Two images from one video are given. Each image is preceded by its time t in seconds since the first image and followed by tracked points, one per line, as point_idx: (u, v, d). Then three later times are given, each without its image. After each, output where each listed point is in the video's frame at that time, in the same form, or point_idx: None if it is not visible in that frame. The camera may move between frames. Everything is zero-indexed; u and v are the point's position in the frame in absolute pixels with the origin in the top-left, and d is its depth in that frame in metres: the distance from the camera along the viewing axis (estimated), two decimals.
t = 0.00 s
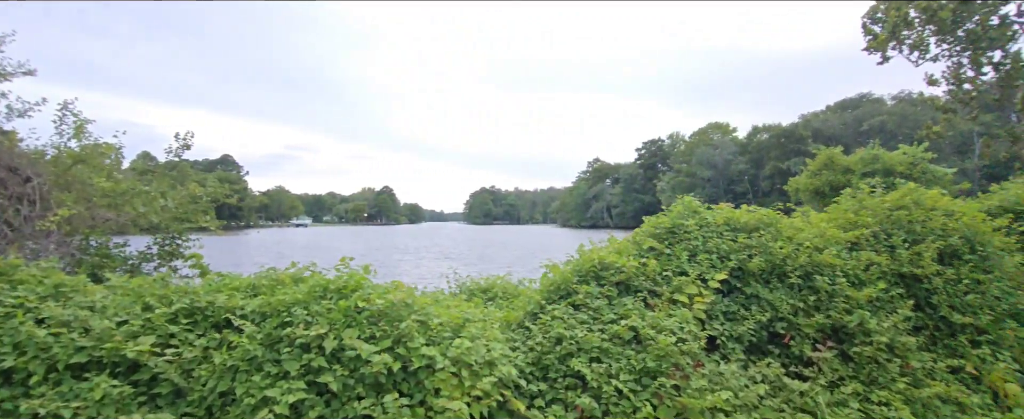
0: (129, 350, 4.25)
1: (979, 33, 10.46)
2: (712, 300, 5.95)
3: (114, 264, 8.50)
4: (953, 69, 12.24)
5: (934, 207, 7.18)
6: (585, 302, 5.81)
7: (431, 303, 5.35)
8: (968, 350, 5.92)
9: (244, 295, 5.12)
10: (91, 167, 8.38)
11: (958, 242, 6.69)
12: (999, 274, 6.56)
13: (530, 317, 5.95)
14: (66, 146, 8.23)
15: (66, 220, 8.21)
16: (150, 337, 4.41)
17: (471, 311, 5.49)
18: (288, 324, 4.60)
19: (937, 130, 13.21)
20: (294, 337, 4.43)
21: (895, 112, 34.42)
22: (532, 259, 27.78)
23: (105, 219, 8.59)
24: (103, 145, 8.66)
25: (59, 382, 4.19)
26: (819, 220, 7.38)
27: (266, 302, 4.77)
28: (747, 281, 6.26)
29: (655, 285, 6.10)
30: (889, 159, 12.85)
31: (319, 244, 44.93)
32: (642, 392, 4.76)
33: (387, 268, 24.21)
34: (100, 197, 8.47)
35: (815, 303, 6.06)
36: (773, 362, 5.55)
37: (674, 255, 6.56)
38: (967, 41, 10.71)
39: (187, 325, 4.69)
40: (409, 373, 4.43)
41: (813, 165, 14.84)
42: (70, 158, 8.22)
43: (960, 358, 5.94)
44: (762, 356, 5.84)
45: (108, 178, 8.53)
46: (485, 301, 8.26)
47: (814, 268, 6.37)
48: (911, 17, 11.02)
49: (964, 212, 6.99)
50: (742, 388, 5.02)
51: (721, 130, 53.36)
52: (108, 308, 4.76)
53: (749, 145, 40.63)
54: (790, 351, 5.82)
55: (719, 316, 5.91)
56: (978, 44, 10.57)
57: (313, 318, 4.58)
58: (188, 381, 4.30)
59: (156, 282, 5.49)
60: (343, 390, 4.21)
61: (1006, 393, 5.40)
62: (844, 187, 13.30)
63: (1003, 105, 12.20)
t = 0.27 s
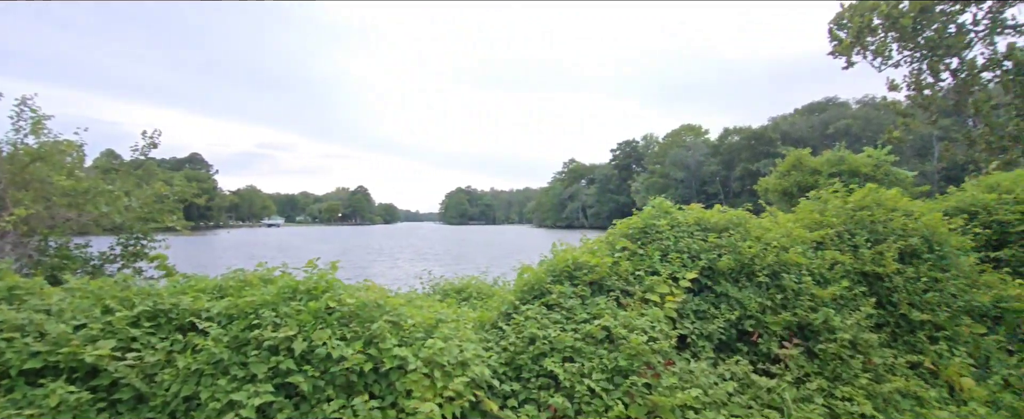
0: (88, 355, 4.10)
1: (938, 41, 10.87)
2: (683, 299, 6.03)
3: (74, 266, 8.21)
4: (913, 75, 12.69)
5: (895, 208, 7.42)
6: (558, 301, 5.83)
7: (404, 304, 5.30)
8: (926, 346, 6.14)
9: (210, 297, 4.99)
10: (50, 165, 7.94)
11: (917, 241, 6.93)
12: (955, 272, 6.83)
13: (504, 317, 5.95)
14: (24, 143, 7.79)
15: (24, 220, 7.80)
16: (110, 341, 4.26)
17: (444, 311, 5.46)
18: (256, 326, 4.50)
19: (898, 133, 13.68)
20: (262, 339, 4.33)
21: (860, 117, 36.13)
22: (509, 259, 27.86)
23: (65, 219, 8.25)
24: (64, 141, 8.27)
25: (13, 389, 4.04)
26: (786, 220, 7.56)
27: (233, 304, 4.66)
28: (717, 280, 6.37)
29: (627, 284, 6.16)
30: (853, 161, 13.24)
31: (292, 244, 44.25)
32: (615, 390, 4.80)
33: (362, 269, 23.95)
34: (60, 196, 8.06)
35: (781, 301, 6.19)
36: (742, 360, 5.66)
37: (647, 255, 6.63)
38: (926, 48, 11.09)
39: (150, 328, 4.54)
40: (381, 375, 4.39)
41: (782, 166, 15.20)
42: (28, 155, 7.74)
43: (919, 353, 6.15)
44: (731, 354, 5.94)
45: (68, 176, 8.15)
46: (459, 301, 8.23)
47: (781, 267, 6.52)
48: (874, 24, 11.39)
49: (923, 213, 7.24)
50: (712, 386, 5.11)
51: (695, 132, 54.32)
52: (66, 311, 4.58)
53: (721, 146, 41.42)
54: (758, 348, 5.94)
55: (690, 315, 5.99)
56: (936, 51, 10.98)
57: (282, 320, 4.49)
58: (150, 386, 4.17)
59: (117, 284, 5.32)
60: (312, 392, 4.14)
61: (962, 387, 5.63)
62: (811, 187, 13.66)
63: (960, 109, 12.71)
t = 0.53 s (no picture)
0: (40, 361, 3.93)
1: (897, 48, 11.27)
2: (653, 299, 6.11)
3: (28, 268, 7.72)
4: (874, 81, 13.13)
5: (857, 209, 7.67)
6: (530, 302, 5.84)
7: (374, 305, 5.23)
8: (885, 343, 6.36)
9: (173, 300, 4.84)
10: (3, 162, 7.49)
11: (877, 241, 7.17)
12: (912, 271, 7.09)
13: (476, 318, 5.92)
14: None
15: None
16: (65, 346, 4.09)
17: (415, 313, 5.41)
18: (220, 329, 4.38)
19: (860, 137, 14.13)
20: (227, 343, 4.22)
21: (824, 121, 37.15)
22: (482, 259, 27.82)
23: (18, 219, 7.78)
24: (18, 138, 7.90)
25: None
26: (753, 220, 7.73)
27: (196, 307, 4.52)
28: (686, 280, 6.48)
29: (599, 285, 6.21)
30: (818, 163, 13.62)
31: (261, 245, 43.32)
32: (586, 390, 4.84)
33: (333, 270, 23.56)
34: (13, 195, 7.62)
35: (748, 300, 6.33)
36: (710, 358, 5.76)
37: (618, 255, 6.69)
38: (887, 55, 11.47)
39: (108, 333, 4.38)
40: (350, 378, 4.33)
41: (750, 168, 15.53)
42: None
43: (878, 350, 6.36)
44: (700, 352, 6.05)
45: (21, 174, 7.74)
46: (432, 302, 8.16)
47: (748, 267, 6.67)
48: (837, 30, 11.76)
49: (882, 214, 7.50)
50: (681, 384, 5.20)
51: (666, 134, 55.15)
52: (16, 316, 4.37)
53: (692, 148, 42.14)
54: (726, 347, 6.07)
55: (660, 314, 6.07)
56: (895, 58, 11.39)
57: (248, 323, 4.38)
58: (108, 393, 4.03)
59: (73, 287, 5.10)
60: (279, 396, 4.07)
61: (918, 382, 5.88)
62: (778, 189, 13.99)
63: (918, 114, 13.20)
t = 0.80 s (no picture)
0: None
1: (855, 56, 11.68)
2: (621, 299, 6.17)
3: None
4: (834, 87, 13.59)
5: (816, 210, 7.91)
6: (499, 302, 5.82)
7: (340, 307, 5.12)
8: (842, 340, 6.58)
9: (128, 303, 4.65)
10: None
11: (835, 242, 7.42)
12: (867, 270, 7.35)
13: (445, 319, 5.87)
14: None
15: None
16: (10, 353, 3.88)
17: (383, 314, 5.33)
18: (178, 333, 4.23)
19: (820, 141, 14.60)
20: (185, 347, 4.08)
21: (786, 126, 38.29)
22: (453, 260, 27.73)
23: None
24: None
25: None
26: (718, 221, 7.90)
27: (153, 310, 4.35)
28: (653, 280, 6.57)
29: (568, 285, 6.24)
30: (780, 166, 14.01)
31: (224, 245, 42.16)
32: (554, 390, 4.87)
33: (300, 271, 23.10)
34: None
35: (713, 299, 6.46)
36: (676, 357, 5.86)
37: (587, 255, 6.74)
38: (844, 63, 11.90)
39: (58, 338, 4.18)
40: (315, 381, 4.24)
41: (715, 170, 15.86)
42: None
43: (836, 347, 6.58)
44: (666, 351, 6.15)
45: None
46: (400, 304, 8.06)
47: (713, 267, 6.81)
48: (798, 36, 12.12)
49: (840, 215, 7.76)
50: (648, 383, 5.27)
51: (635, 136, 55.98)
52: None
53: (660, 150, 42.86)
54: (692, 345, 6.18)
55: (627, 314, 6.14)
56: (854, 65, 11.80)
57: (207, 326, 4.23)
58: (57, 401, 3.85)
59: (18, 290, 4.84)
60: (240, 402, 3.96)
61: (873, 377, 6.13)
62: (742, 191, 14.34)
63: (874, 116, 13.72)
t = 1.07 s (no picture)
0: None
1: (805, 62, 12.14)
2: (581, 298, 6.23)
3: None
4: (784, 92, 14.10)
5: (767, 210, 8.19)
6: (460, 303, 5.78)
7: (296, 309, 4.97)
8: (791, 335, 6.83)
9: (64, 308, 4.40)
10: None
11: (785, 241, 7.69)
12: (815, 268, 7.66)
13: (404, 320, 5.78)
14: None
15: None
16: None
17: (340, 316, 5.20)
18: (120, 339, 4.02)
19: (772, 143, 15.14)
20: (127, 354, 3.89)
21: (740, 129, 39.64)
22: (414, 260, 27.49)
23: None
24: None
25: None
26: (675, 221, 8.08)
27: (92, 315, 4.11)
28: (613, 279, 6.66)
29: (529, 285, 6.26)
30: (734, 168, 14.46)
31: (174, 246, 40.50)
32: (515, 389, 4.88)
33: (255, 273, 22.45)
34: None
35: (670, 297, 6.60)
36: (634, 354, 5.96)
37: (547, 255, 6.77)
38: (795, 69, 12.36)
39: None
40: (268, 386, 4.12)
41: (673, 171, 16.23)
42: None
43: (786, 342, 6.82)
44: (625, 349, 6.25)
45: None
46: (358, 305, 7.91)
47: (670, 265, 6.96)
48: (751, 43, 12.53)
49: (790, 215, 8.05)
50: (606, 380, 5.35)
51: (597, 137, 56.83)
52: None
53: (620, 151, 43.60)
54: (649, 343, 6.30)
55: (587, 313, 6.20)
56: (803, 71, 12.26)
57: (152, 331, 4.03)
58: None
59: None
60: (187, 409, 3.81)
61: (820, 370, 6.40)
62: (698, 191, 14.73)
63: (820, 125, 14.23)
